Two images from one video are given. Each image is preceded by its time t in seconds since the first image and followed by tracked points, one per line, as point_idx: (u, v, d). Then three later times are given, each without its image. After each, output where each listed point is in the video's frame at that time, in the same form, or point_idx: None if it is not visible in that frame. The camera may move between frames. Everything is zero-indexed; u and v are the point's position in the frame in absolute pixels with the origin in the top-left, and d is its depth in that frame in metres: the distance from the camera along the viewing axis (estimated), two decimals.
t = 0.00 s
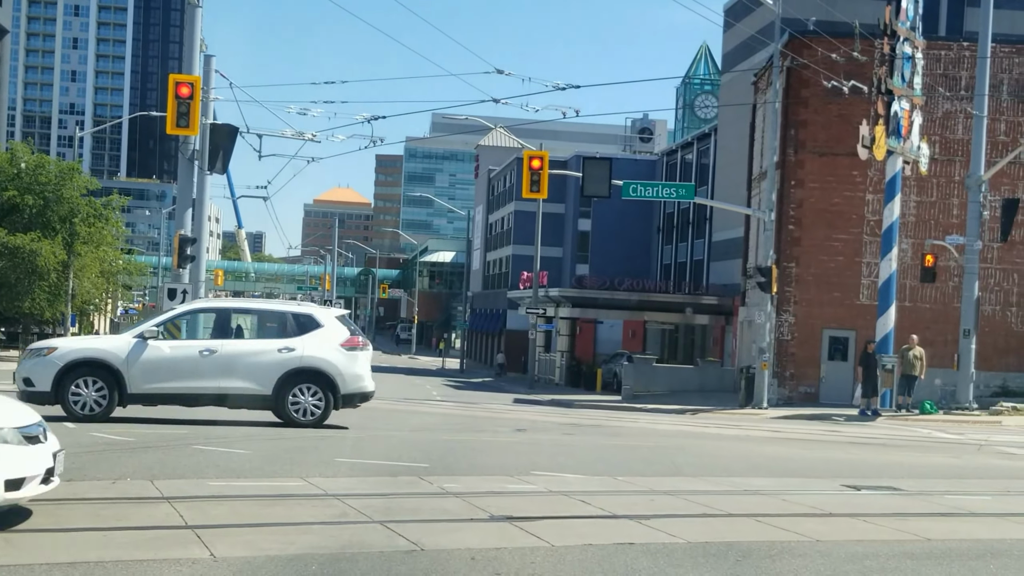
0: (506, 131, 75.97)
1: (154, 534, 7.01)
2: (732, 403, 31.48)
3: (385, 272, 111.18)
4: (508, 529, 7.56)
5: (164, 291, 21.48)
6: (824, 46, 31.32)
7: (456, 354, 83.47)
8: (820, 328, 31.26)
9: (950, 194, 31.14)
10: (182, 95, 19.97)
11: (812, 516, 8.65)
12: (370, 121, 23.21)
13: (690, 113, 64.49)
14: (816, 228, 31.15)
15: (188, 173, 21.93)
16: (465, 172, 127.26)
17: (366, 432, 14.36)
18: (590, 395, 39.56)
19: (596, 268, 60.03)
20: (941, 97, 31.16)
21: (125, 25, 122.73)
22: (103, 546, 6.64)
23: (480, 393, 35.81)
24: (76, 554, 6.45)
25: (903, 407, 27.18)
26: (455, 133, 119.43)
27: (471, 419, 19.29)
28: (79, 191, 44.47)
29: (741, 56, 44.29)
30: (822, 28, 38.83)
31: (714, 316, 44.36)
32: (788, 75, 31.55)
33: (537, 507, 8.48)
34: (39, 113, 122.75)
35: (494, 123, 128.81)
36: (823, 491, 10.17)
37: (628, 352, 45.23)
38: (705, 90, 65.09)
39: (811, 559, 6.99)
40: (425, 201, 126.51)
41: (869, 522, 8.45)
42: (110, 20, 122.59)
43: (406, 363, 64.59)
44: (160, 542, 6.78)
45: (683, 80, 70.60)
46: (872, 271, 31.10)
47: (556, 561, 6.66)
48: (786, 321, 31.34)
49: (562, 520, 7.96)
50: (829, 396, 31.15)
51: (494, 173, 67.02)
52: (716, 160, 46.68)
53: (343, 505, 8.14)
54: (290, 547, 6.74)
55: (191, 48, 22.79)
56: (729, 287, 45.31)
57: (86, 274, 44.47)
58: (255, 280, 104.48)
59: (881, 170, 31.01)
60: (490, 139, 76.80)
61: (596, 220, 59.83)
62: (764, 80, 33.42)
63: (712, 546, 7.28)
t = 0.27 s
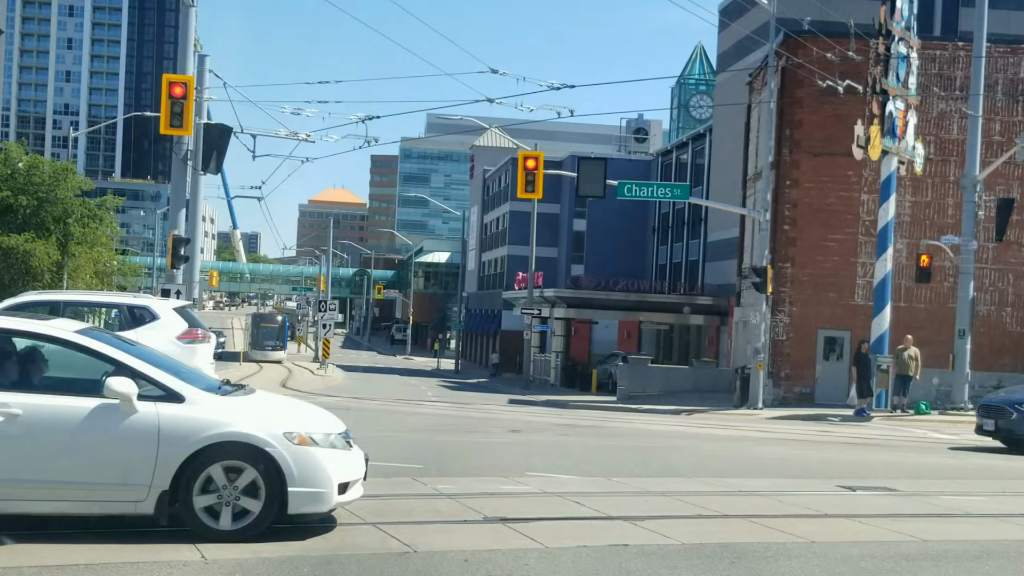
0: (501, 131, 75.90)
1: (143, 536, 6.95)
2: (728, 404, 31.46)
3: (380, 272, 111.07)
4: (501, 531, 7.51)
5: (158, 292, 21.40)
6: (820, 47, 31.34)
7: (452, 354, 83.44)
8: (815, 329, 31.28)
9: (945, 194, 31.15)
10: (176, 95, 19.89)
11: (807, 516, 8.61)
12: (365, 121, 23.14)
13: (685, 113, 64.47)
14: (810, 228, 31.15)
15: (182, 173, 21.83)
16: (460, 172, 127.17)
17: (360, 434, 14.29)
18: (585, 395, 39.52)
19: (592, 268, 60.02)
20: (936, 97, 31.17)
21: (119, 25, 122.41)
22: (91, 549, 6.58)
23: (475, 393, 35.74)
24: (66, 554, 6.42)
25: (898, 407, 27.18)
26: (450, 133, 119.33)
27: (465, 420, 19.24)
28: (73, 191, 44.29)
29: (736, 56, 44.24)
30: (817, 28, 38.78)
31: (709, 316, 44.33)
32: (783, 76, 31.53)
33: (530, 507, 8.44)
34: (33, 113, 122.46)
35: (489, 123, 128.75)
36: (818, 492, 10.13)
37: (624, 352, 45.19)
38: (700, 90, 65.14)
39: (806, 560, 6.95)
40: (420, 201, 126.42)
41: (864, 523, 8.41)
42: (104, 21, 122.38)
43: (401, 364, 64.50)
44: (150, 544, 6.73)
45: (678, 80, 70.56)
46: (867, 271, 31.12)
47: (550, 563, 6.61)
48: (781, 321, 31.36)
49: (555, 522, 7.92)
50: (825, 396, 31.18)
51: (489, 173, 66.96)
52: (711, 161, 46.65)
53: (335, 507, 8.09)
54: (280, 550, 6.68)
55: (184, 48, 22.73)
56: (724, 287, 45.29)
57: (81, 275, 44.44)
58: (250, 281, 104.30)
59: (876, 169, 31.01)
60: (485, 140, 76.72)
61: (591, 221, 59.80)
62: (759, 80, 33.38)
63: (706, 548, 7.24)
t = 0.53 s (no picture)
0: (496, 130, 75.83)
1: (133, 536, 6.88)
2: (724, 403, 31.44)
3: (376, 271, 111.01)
4: (495, 532, 7.44)
5: (151, 291, 21.29)
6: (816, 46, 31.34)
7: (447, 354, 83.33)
8: (810, 328, 31.30)
9: (940, 193, 31.14)
10: (170, 93, 19.82)
11: (803, 516, 8.57)
12: (360, 119, 23.06)
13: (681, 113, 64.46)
14: (806, 227, 31.17)
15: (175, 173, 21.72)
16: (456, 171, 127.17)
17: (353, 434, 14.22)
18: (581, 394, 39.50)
19: (587, 268, 59.97)
20: (931, 96, 31.14)
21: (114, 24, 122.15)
22: (80, 550, 6.51)
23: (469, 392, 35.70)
24: (54, 555, 6.34)
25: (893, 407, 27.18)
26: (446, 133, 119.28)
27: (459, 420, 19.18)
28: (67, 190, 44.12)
29: (731, 56, 44.22)
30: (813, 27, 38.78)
31: (704, 315, 44.33)
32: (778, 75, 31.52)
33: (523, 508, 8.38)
34: (28, 113, 122.23)
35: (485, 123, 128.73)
36: (814, 492, 10.07)
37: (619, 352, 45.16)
38: (696, 89, 65.14)
39: (803, 561, 6.89)
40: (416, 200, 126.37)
41: (861, 523, 8.35)
42: (99, 20, 122.14)
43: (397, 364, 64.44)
44: (140, 545, 6.65)
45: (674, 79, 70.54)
46: (862, 270, 31.17)
47: (545, 564, 6.54)
48: (776, 321, 31.36)
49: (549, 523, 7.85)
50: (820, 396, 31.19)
51: (484, 173, 66.91)
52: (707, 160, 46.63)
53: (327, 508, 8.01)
54: (272, 551, 6.61)
55: (178, 46, 22.65)
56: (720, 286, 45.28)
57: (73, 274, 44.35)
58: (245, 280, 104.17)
59: (872, 169, 31.04)
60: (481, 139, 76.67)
61: (587, 220, 59.72)
62: (754, 80, 33.37)
63: (702, 549, 7.17)
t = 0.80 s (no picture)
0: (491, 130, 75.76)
1: (121, 538, 6.80)
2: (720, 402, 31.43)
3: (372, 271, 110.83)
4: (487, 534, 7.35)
5: (144, 291, 21.19)
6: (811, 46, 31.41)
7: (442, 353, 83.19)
8: (807, 328, 31.38)
9: (936, 192, 31.15)
10: (163, 91, 19.69)
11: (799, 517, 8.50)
12: (354, 118, 22.97)
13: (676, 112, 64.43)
14: (802, 226, 31.27)
15: (168, 172, 21.62)
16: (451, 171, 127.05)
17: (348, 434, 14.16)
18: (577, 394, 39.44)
19: (583, 268, 59.89)
20: (927, 96, 31.14)
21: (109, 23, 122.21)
22: (68, 551, 6.43)
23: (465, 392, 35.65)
24: (41, 557, 6.26)
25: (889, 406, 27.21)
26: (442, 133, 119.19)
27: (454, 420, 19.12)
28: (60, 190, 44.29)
29: (727, 56, 44.16)
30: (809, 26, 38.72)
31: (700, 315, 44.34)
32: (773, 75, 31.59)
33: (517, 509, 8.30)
34: (23, 113, 122.15)
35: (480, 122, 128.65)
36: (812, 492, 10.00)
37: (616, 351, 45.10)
38: (692, 89, 65.08)
39: (800, 562, 6.81)
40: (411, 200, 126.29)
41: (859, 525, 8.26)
42: (94, 19, 122.07)
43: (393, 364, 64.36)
44: (129, 547, 6.57)
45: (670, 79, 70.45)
46: (858, 269, 31.31)
47: (538, 566, 6.46)
48: (773, 319, 31.48)
49: (542, 524, 7.77)
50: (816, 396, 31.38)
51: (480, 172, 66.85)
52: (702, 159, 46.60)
53: (319, 509, 7.93)
54: (262, 553, 6.53)
55: (172, 45, 22.56)
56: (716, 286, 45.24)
57: (69, 274, 43.88)
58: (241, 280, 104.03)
59: (868, 168, 31.15)
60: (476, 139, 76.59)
61: (582, 220, 59.64)
62: (750, 79, 33.38)
63: (697, 549, 7.10)
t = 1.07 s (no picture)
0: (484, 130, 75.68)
1: (104, 540, 6.70)
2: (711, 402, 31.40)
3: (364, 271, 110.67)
4: (477, 535, 7.26)
5: (133, 290, 21.05)
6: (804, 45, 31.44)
7: (435, 353, 83.06)
8: (801, 326, 31.40)
9: (929, 191, 31.12)
10: (151, 90, 19.59)
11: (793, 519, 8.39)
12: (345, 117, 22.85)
13: (669, 113, 64.41)
14: (795, 225, 31.32)
15: (158, 170, 21.50)
16: (444, 171, 126.97)
17: (337, 434, 14.06)
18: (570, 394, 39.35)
19: (575, 267, 59.79)
20: (920, 95, 31.11)
21: (101, 23, 121.90)
22: (49, 554, 6.32)
23: (457, 392, 35.55)
24: (21, 560, 6.15)
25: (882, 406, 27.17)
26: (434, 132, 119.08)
27: (444, 420, 19.03)
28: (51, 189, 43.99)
29: (720, 55, 44.11)
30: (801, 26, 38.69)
31: (693, 315, 44.32)
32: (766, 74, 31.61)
33: (508, 510, 8.19)
34: (14, 112, 121.78)
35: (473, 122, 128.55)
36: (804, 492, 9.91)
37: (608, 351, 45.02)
38: (684, 88, 65.03)
39: (792, 563, 6.73)
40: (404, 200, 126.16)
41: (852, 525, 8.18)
42: (86, 19, 121.75)
43: (385, 364, 64.24)
44: (110, 550, 6.46)
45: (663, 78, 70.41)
46: (851, 268, 31.35)
47: (526, 568, 6.36)
48: (765, 319, 31.60)
49: (532, 525, 7.67)
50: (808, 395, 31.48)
51: (472, 172, 66.76)
52: (695, 159, 46.58)
53: (304, 509, 7.83)
54: (246, 556, 6.42)
55: (161, 43, 22.42)
56: (708, 285, 45.20)
57: (60, 273, 43.75)
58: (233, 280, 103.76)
59: (861, 167, 31.17)
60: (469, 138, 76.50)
61: (574, 219, 59.53)
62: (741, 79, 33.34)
63: (688, 551, 7.01)
